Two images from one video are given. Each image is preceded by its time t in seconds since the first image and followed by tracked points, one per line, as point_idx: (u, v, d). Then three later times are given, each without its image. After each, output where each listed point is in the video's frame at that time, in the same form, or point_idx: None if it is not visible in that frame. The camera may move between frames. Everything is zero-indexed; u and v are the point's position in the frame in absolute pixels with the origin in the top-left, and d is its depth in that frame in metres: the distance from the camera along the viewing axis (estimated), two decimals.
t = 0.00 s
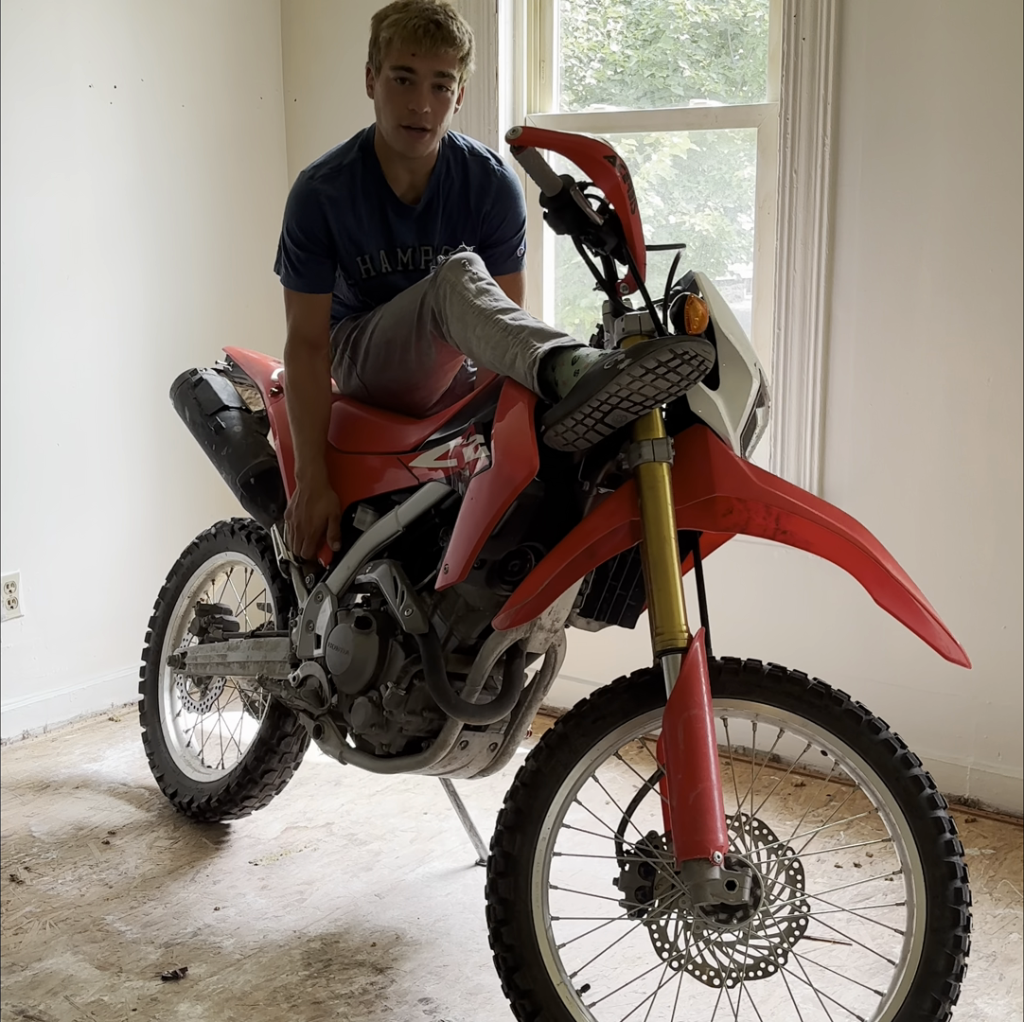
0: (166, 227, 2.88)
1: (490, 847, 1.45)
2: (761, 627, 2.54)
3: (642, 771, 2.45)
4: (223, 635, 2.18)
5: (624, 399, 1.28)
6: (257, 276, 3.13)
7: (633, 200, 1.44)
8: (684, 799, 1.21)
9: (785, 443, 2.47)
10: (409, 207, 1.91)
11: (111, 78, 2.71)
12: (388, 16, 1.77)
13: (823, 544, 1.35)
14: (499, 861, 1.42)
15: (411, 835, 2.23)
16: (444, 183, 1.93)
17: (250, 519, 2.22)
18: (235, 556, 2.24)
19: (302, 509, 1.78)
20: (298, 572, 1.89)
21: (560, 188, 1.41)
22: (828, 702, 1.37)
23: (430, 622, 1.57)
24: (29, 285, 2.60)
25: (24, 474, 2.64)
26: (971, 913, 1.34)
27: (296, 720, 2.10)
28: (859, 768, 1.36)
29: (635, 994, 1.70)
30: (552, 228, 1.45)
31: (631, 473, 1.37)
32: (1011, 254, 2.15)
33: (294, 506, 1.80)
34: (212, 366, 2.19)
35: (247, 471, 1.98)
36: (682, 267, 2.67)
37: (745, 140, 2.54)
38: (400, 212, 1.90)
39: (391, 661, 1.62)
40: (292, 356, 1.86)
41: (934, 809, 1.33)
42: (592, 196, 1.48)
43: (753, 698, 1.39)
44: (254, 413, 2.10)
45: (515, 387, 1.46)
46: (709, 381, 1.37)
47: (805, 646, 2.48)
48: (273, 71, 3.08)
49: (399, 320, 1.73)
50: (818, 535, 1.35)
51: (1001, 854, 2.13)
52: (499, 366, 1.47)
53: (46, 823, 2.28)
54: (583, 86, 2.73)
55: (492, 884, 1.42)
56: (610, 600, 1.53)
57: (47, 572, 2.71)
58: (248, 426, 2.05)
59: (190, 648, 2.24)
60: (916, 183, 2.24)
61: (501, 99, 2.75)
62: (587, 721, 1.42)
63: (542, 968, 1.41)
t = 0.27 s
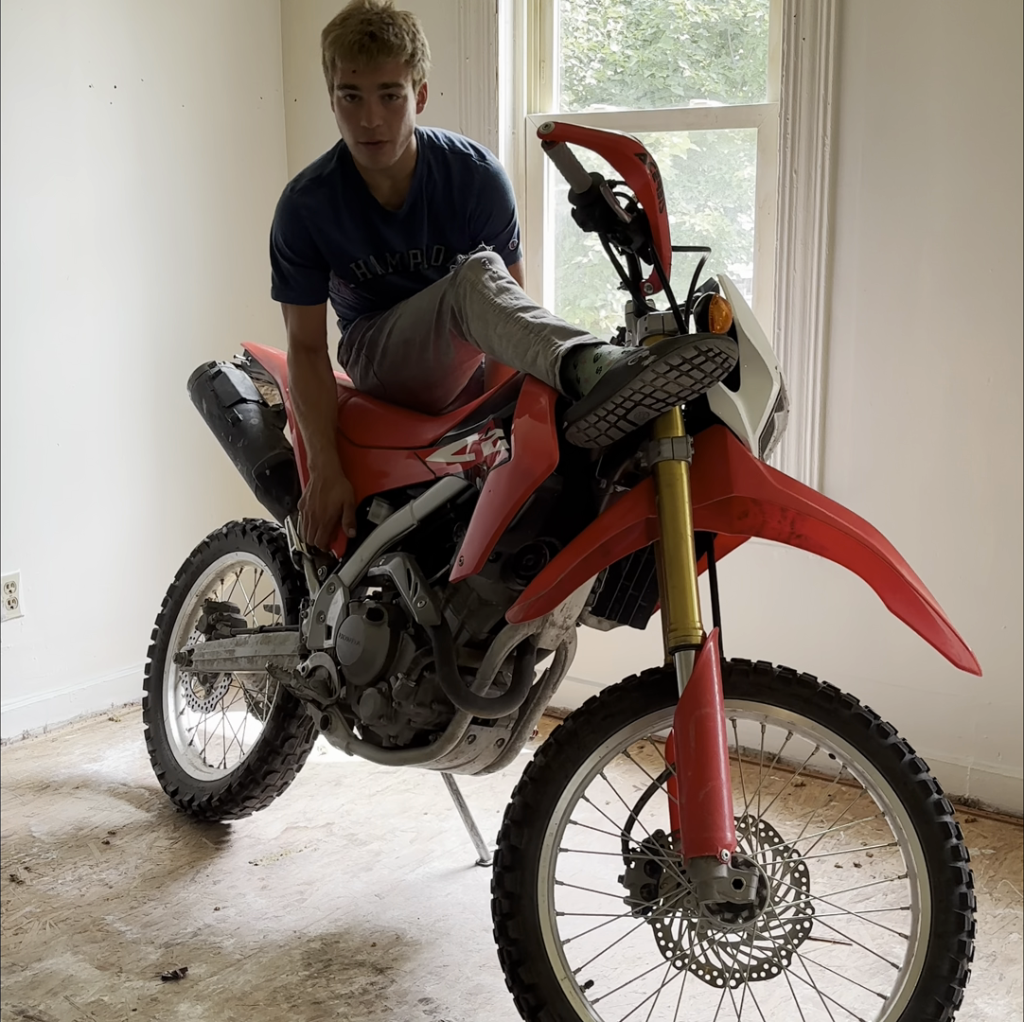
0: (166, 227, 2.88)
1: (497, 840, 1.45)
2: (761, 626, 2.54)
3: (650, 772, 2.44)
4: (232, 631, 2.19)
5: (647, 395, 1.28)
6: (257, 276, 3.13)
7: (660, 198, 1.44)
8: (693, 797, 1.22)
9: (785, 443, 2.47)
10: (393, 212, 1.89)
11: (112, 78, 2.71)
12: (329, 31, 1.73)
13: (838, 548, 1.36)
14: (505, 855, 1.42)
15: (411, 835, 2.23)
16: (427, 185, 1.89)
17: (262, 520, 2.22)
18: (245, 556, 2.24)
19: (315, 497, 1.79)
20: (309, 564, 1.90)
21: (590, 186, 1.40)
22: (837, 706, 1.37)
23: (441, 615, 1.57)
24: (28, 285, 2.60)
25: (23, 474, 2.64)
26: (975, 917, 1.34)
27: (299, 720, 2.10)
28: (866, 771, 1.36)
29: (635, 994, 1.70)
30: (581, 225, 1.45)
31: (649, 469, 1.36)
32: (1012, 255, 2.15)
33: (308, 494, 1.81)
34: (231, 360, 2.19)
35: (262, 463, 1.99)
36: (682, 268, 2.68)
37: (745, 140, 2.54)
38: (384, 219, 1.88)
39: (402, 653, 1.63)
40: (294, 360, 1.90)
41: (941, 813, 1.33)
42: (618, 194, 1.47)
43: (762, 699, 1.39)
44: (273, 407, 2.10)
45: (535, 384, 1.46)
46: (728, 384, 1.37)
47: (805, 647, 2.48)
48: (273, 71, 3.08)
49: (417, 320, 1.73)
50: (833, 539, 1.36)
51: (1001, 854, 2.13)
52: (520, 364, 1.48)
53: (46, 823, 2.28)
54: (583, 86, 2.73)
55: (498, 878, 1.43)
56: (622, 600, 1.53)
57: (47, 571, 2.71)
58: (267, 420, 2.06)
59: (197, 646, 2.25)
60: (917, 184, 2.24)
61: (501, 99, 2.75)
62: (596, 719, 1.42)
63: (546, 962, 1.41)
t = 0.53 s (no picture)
0: (166, 227, 2.88)
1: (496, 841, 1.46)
2: (760, 626, 2.54)
3: (649, 772, 2.44)
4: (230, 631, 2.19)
5: (642, 395, 1.28)
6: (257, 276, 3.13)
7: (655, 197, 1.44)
8: (692, 797, 1.22)
9: (784, 443, 2.47)
10: (364, 219, 1.89)
11: (112, 78, 2.71)
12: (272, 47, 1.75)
13: (835, 544, 1.35)
14: (505, 856, 1.42)
15: (411, 835, 2.23)
16: (397, 188, 1.89)
17: (261, 520, 2.22)
18: (243, 556, 2.24)
19: (314, 495, 1.79)
20: (307, 567, 1.91)
21: (584, 184, 1.41)
22: (836, 706, 1.37)
23: (440, 616, 1.57)
24: (29, 285, 2.60)
25: (24, 474, 2.64)
26: (975, 917, 1.34)
27: (299, 719, 2.10)
28: (865, 771, 1.36)
29: (635, 994, 1.70)
30: (576, 226, 1.46)
31: (646, 468, 1.36)
32: (1012, 254, 2.15)
33: (306, 493, 1.81)
34: (228, 363, 2.19)
35: (260, 464, 1.99)
36: (682, 268, 2.68)
37: (745, 140, 2.54)
38: (356, 226, 1.89)
39: (400, 653, 1.63)
40: (280, 370, 1.91)
41: (940, 813, 1.33)
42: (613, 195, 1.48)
43: (762, 699, 1.39)
44: (269, 409, 2.10)
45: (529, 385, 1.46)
46: (724, 381, 1.37)
47: (806, 647, 2.48)
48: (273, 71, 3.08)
49: (410, 321, 1.73)
50: (831, 536, 1.35)
51: (1001, 855, 2.13)
52: (514, 366, 1.48)
53: (46, 823, 2.28)
54: (583, 86, 2.73)
55: (497, 879, 1.42)
56: (619, 600, 1.54)
57: (47, 571, 2.71)
58: (264, 422, 2.06)
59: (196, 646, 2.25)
60: (916, 184, 2.24)
61: (501, 99, 2.75)
62: (596, 719, 1.42)
63: (545, 963, 1.41)
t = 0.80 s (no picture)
0: (167, 227, 2.88)
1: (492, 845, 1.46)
2: (761, 626, 2.54)
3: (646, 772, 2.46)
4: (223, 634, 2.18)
5: (626, 398, 1.28)
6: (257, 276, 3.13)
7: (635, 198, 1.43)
8: (686, 799, 1.22)
9: (785, 442, 2.47)
10: (338, 221, 1.89)
11: (112, 78, 2.71)
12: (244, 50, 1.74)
13: (824, 540, 1.34)
14: (501, 859, 1.42)
15: (411, 835, 2.23)
16: (371, 189, 1.89)
17: (251, 519, 2.22)
18: (235, 556, 2.24)
19: (302, 502, 1.78)
20: (298, 572, 1.89)
21: (562, 187, 1.41)
22: (832, 704, 1.37)
23: (431, 621, 1.57)
24: (30, 284, 2.60)
25: (24, 474, 2.64)
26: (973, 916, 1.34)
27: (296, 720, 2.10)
28: (862, 770, 1.36)
29: (635, 994, 1.70)
30: (557, 227, 1.45)
31: (632, 469, 1.37)
32: (1012, 253, 2.15)
33: (295, 501, 1.80)
34: (213, 368, 2.18)
35: (247, 471, 1.98)
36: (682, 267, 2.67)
37: (745, 140, 2.54)
38: (331, 229, 1.89)
39: (393, 659, 1.63)
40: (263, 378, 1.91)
41: (937, 811, 1.33)
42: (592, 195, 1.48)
43: (757, 698, 1.39)
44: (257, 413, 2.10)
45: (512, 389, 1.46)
46: (708, 379, 1.37)
47: (807, 647, 2.48)
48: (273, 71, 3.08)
49: (391, 326, 1.73)
50: (819, 531, 1.34)
51: (1001, 855, 2.13)
52: (496, 369, 1.48)
53: (46, 823, 2.28)
54: (583, 86, 2.73)
55: (494, 883, 1.43)
56: (610, 600, 1.53)
57: (46, 571, 2.71)
58: (249, 426, 2.05)
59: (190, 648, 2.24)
60: (915, 182, 2.24)
61: (501, 99, 2.74)
62: (591, 721, 1.42)
63: (543, 966, 1.41)
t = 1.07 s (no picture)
0: (167, 227, 2.88)
1: (488, 849, 1.45)
2: (761, 625, 2.53)
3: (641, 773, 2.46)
4: (217, 637, 2.17)
5: (607, 401, 1.28)
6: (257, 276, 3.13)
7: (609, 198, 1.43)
8: (679, 801, 1.22)
9: (785, 442, 2.47)
10: (327, 224, 1.89)
11: (112, 78, 2.71)
12: (241, 50, 1.73)
13: (811, 536, 1.34)
14: (497, 863, 1.42)
15: (411, 835, 2.23)
16: (359, 191, 1.89)
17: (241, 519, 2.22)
18: (225, 556, 2.25)
19: (288, 516, 1.79)
20: (288, 580, 1.89)
21: (537, 189, 1.40)
22: (826, 702, 1.37)
23: (421, 627, 1.58)
24: (31, 285, 2.61)
25: (25, 474, 2.64)
26: (971, 912, 1.34)
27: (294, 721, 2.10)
28: (857, 768, 1.36)
29: (635, 994, 1.70)
30: (532, 229, 1.45)
31: (616, 471, 1.37)
32: (1013, 252, 2.15)
33: (281, 517, 1.80)
34: (197, 373, 2.19)
35: (234, 478, 1.97)
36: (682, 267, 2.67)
37: (745, 140, 2.54)
38: (319, 232, 1.89)
39: (384, 666, 1.63)
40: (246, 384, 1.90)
41: (934, 808, 1.33)
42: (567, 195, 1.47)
43: (751, 697, 1.39)
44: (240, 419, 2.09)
45: (494, 393, 1.46)
46: (691, 377, 1.37)
47: (807, 647, 2.48)
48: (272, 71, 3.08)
49: (372, 330, 1.73)
50: (807, 527, 1.34)
51: (1001, 855, 2.13)
52: (477, 372, 1.48)
53: (46, 823, 2.28)
54: (583, 86, 2.73)
55: (490, 887, 1.42)
56: (601, 599, 1.53)
57: (46, 571, 2.71)
58: (233, 433, 2.04)
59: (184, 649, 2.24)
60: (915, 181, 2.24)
61: (501, 99, 2.74)
62: (585, 723, 1.42)
63: (541, 970, 1.41)
